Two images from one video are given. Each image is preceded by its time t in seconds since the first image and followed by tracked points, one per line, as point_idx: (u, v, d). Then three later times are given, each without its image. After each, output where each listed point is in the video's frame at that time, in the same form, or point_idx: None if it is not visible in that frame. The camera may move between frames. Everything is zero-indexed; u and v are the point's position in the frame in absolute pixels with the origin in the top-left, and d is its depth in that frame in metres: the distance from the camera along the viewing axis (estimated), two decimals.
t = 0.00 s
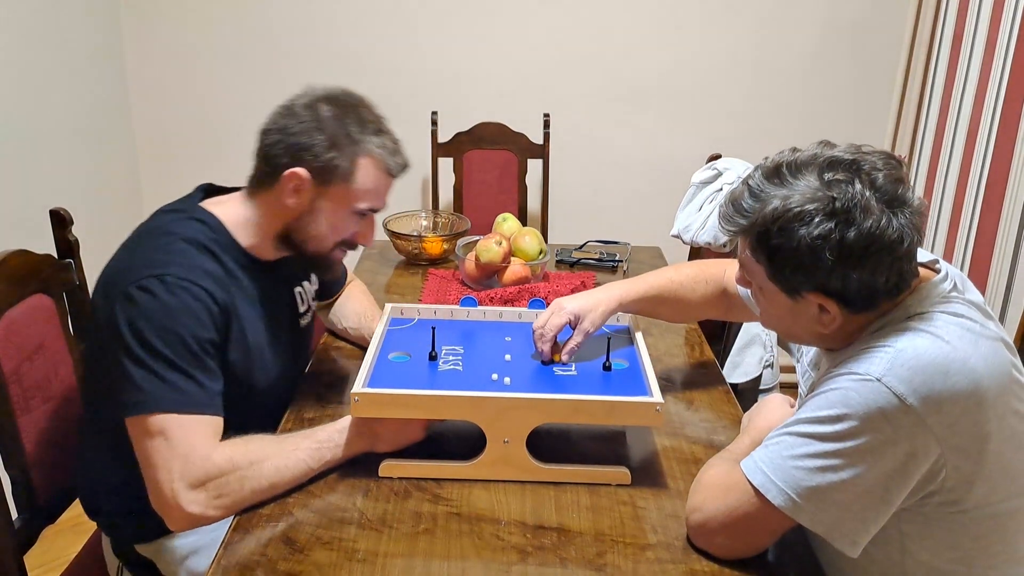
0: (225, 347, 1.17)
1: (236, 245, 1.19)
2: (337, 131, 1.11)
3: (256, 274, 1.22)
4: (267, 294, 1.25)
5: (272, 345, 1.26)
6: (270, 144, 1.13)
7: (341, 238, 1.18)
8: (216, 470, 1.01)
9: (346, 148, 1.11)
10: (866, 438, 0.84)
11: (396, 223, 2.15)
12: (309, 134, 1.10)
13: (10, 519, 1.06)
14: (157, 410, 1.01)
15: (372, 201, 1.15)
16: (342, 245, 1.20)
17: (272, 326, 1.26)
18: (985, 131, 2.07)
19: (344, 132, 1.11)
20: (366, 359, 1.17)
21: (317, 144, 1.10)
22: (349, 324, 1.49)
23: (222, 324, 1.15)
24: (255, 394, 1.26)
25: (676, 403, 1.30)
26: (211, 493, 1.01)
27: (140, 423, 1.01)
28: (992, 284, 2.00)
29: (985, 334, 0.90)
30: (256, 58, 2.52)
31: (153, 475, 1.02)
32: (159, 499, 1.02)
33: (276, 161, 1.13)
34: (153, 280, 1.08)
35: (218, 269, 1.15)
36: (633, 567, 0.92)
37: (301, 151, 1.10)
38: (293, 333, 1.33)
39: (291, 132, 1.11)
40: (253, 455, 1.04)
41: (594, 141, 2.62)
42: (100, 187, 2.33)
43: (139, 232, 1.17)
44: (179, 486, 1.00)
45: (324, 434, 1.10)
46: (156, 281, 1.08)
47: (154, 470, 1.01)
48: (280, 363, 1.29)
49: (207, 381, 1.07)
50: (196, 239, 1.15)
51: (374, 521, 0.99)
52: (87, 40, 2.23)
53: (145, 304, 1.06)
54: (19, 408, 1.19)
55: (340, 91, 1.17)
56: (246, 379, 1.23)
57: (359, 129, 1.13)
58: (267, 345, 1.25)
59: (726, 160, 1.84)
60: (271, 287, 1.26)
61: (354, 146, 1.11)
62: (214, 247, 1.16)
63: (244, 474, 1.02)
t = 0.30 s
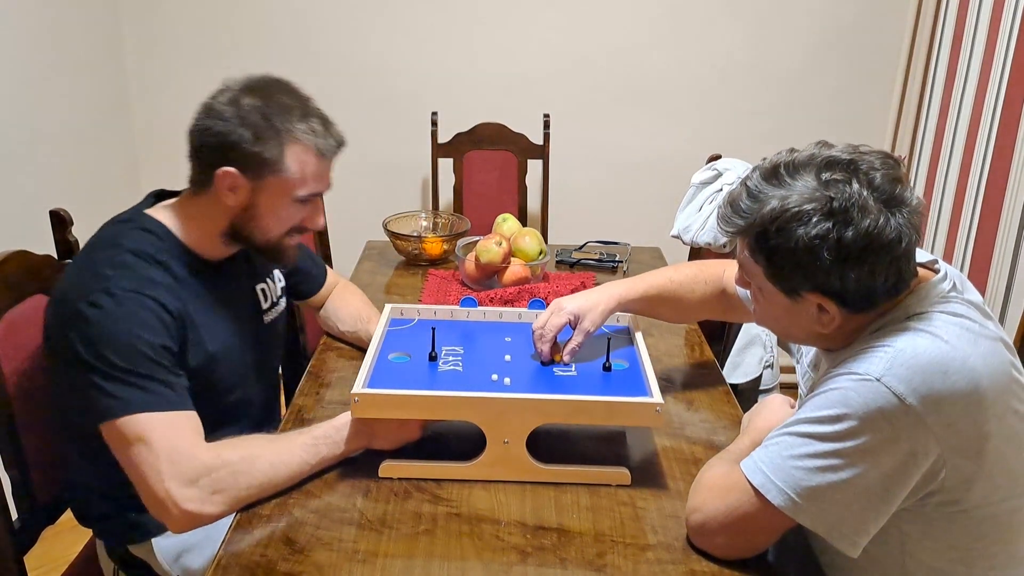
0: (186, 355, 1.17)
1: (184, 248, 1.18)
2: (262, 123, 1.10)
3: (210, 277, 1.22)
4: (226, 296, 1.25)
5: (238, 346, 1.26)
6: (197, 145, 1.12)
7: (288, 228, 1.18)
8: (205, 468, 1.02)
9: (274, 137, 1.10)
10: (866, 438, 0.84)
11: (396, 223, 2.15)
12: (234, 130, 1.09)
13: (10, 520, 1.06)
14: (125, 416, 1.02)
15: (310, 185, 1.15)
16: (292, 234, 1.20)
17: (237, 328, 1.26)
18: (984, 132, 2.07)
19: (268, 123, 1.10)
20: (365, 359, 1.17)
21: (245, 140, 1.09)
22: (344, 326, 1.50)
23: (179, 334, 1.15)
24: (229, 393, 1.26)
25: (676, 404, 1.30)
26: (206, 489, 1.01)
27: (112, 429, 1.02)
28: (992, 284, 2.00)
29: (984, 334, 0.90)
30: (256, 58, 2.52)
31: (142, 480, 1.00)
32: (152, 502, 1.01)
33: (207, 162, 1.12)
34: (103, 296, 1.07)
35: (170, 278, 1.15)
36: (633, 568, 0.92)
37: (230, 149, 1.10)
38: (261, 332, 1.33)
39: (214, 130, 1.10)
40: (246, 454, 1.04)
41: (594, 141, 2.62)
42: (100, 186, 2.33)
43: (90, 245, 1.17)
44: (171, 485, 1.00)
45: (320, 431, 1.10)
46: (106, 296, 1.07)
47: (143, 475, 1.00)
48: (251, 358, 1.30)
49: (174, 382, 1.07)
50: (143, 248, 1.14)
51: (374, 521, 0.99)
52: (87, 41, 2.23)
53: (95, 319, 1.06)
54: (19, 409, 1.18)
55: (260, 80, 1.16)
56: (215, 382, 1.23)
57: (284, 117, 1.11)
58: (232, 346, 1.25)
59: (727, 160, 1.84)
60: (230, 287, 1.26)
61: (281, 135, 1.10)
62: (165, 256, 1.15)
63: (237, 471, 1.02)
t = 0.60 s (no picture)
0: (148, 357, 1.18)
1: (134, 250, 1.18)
2: (177, 113, 1.10)
3: (160, 276, 1.22)
4: (181, 294, 1.25)
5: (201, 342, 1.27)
6: (118, 144, 1.11)
7: (224, 214, 1.19)
8: (191, 461, 1.03)
9: (194, 125, 1.10)
10: (866, 437, 0.84)
11: (396, 223, 2.15)
12: (151, 123, 1.09)
13: (10, 521, 1.06)
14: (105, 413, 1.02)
15: (236, 169, 1.16)
16: (231, 218, 1.21)
17: (197, 324, 1.27)
18: (984, 132, 2.07)
19: (182, 112, 1.10)
20: (366, 359, 1.17)
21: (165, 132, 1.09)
22: (337, 330, 1.50)
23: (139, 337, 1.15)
24: (196, 387, 1.27)
25: (675, 404, 1.30)
26: (196, 480, 1.02)
27: (87, 432, 1.02)
28: (992, 284, 2.00)
29: (984, 333, 0.90)
30: (256, 58, 2.51)
31: (132, 479, 1.00)
32: (146, 501, 1.01)
33: (131, 160, 1.12)
34: (59, 307, 1.06)
35: (123, 283, 1.15)
36: (633, 567, 0.92)
37: (153, 144, 1.09)
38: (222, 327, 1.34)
39: (131, 125, 1.10)
40: (233, 447, 1.06)
41: (594, 141, 2.62)
42: (100, 185, 2.33)
43: (40, 261, 1.15)
44: (161, 480, 1.00)
45: (316, 428, 1.10)
46: (62, 307, 1.06)
47: (132, 474, 1.00)
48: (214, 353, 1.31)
49: (144, 378, 1.07)
50: (94, 255, 1.13)
51: (374, 521, 0.99)
52: (87, 41, 2.23)
53: (52, 332, 1.05)
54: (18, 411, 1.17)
55: (168, 69, 1.15)
56: (183, 378, 1.24)
57: (198, 104, 1.12)
58: (194, 343, 1.26)
59: (727, 160, 1.84)
60: (185, 286, 1.27)
61: (200, 122, 1.11)
62: (114, 261, 1.15)
63: (223, 461, 1.04)
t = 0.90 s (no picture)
0: (140, 348, 1.18)
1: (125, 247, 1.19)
2: (107, 101, 1.11)
3: (152, 269, 1.22)
4: (171, 285, 1.25)
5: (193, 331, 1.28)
6: (69, 149, 1.13)
7: (186, 189, 1.21)
8: (185, 455, 1.03)
9: (123, 111, 1.11)
10: (865, 436, 0.84)
11: (396, 222, 2.15)
12: (89, 119, 1.10)
13: (10, 521, 1.06)
14: (101, 410, 1.02)
15: (176, 143, 1.17)
16: (196, 192, 1.23)
17: (188, 316, 1.27)
18: (984, 132, 2.08)
19: (112, 99, 1.11)
20: (365, 359, 1.17)
21: (100, 127, 1.11)
22: (330, 331, 1.50)
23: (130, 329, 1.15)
24: (191, 379, 1.27)
25: (676, 403, 1.30)
26: (191, 474, 1.03)
27: (83, 429, 1.02)
28: (992, 284, 2.00)
29: (983, 332, 0.90)
30: (257, 57, 2.51)
31: (128, 474, 1.01)
32: (143, 495, 1.02)
33: (87, 162, 1.14)
34: (47, 303, 1.06)
35: (111, 276, 1.15)
36: (633, 567, 0.92)
37: (94, 143, 1.11)
38: (211, 317, 1.34)
39: (73, 126, 1.11)
40: (229, 441, 1.07)
41: (594, 141, 2.62)
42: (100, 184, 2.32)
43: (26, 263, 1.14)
44: (152, 474, 1.01)
45: (313, 426, 1.10)
46: (50, 304, 1.06)
47: (127, 470, 1.01)
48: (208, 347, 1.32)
49: (133, 369, 1.07)
50: (80, 253, 1.13)
51: (374, 521, 0.99)
52: (87, 41, 2.23)
53: (44, 331, 1.04)
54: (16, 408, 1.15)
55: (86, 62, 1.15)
56: (178, 369, 1.24)
57: (124, 87, 1.12)
58: (189, 339, 1.26)
59: (727, 160, 1.84)
60: (177, 281, 1.27)
61: (131, 104, 1.12)
62: (100, 256, 1.15)
63: (218, 455, 1.05)
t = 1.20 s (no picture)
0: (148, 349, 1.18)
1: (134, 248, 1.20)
2: (133, 109, 1.11)
3: (160, 270, 1.23)
4: (182, 290, 1.26)
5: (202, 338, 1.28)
6: (90, 153, 1.13)
7: (210, 198, 1.21)
8: (187, 459, 1.03)
9: (152, 117, 1.12)
10: (865, 436, 0.84)
11: (396, 222, 2.15)
12: (114, 126, 1.10)
13: (10, 521, 1.06)
14: (104, 411, 1.02)
15: (205, 151, 1.18)
16: (219, 201, 1.24)
17: (196, 317, 1.27)
18: (984, 132, 2.07)
19: (138, 106, 1.11)
20: (365, 359, 1.17)
21: (128, 132, 1.11)
22: (330, 329, 1.50)
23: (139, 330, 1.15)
24: (196, 384, 1.27)
25: (676, 403, 1.30)
26: (190, 479, 1.03)
27: (85, 429, 1.02)
28: (992, 284, 2.00)
29: (983, 332, 0.90)
30: (257, 57, 2.51)
31: (128, 478, 1.01)
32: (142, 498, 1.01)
33: (108, 167, 1.14)
34: (58, 301, 1.06)
35: (122, 278, 1.15)
36: (633, 568, 0.92)
37: (120, 147, 1.11)
38: (220, 323, 1.34)
39: (96, 131, 1.11)
40: (229, 445, 1.07)
41: (594, 141, 2.62)
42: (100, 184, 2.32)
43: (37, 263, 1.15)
44: (151, 478, 1.00)
45: (313, 427, 1.10)
46: (60, 302, 1.06)
47: (127, 474, 1.01)
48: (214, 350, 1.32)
49: (141, 373, 1.07)
50: (91, 253, 1.14)
51: (374, 521, 0.99)
52: (87, 41, 2.23)
53: (56, 327, 1.05)
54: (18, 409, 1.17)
55: (112, 68, 1.15)
56: (183, 374, 1.24)
57: (151, 94, 1.12)
58: (196, 341, 1.26)
59: (727, 160, 1.84)
60: (187, 283, 1.27)
61: (158, 112, 1.12)
62: (112, 258, 1.16)
63: (219, 459, 1.04)
